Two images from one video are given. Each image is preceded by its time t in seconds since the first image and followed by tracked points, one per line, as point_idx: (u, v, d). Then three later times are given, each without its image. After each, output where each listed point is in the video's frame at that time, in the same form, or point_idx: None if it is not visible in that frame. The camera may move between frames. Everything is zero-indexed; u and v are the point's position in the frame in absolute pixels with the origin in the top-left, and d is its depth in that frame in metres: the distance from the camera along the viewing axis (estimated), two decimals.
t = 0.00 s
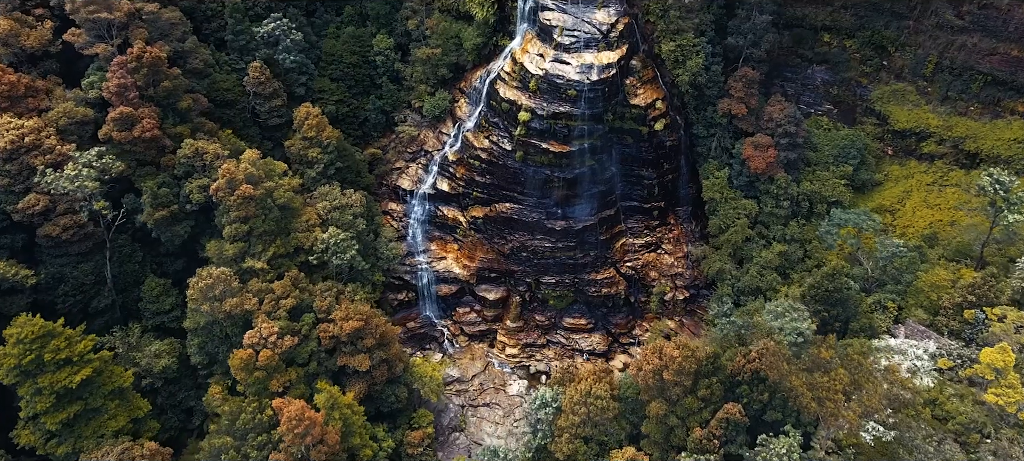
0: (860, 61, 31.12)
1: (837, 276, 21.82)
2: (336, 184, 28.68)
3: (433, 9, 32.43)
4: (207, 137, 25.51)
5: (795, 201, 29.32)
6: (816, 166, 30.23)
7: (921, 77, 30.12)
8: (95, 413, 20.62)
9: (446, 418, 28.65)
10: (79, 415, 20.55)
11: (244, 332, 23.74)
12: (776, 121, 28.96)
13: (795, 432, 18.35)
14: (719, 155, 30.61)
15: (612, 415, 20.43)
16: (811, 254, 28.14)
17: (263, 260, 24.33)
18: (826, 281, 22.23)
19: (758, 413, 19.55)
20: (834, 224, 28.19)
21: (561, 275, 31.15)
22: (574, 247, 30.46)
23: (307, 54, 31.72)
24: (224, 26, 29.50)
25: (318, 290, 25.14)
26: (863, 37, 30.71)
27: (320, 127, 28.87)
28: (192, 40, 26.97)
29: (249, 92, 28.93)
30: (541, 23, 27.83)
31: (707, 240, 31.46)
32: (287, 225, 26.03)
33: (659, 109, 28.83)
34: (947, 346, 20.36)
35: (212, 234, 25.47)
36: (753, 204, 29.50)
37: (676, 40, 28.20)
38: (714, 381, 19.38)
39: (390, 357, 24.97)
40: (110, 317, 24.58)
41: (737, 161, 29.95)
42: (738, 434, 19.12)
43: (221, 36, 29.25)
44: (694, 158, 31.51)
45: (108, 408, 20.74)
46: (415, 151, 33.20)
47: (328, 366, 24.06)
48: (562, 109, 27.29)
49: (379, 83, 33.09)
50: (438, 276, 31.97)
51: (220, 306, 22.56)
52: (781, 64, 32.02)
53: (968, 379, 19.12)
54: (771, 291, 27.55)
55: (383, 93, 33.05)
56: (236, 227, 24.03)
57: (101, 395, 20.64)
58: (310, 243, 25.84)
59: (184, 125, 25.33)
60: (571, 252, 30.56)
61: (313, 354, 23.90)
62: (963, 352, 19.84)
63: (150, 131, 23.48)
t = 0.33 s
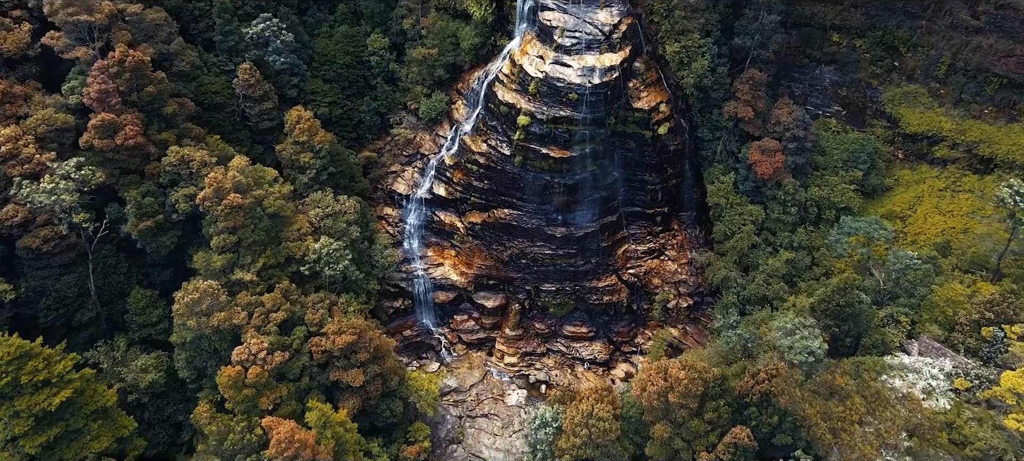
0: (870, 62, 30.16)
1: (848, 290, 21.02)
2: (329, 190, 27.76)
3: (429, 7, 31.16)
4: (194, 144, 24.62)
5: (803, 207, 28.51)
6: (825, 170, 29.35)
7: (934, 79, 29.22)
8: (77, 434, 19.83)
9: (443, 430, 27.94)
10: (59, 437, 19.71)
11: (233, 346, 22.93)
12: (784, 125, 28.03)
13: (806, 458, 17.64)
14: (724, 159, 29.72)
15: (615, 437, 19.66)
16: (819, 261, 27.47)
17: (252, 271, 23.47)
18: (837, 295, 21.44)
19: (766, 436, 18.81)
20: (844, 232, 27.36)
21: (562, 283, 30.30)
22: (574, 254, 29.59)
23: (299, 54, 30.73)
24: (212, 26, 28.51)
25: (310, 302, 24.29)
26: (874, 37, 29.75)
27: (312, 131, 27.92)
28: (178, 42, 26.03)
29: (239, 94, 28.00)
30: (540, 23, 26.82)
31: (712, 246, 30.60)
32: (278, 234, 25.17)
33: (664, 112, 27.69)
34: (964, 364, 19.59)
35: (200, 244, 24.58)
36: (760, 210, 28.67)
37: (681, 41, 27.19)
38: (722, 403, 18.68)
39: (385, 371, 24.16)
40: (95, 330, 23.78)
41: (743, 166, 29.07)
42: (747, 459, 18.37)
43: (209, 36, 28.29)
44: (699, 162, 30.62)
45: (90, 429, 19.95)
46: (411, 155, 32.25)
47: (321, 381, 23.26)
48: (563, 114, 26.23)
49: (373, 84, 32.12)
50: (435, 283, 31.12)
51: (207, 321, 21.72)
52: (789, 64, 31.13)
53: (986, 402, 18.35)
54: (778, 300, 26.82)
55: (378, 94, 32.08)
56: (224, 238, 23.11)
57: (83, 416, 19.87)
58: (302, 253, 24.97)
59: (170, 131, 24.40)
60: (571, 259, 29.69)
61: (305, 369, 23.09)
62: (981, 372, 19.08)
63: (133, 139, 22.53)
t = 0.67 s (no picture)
0: (882, 58, 29.23)
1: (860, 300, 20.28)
2: (323, 192, 26.87)
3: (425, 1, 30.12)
4: (180, 147, 23.68)
5: (812, 209, 27.70)
6: (834, 171, 28.47)
7: (948, 76, 28.35)
8: (60, 452, 19.12)
9: (442, 437, 27.09)
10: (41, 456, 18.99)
11: (223, 357, 22.19)
12: (793, 124, 27.12)
13: None
14: (730, 159, 28.81)
15: (618, 457, 18.99)
16: (827, 264, 26.87)
17: (242, 279, 22.62)
18: (849, 306, 20.71)
19: (776, 457, 18.14)
20: (854, 238, 26.68)
21: (562, 286, 29.51)
22: (575, 257, 28.75)
23: (291, 50, 29.71)
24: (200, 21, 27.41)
25: (302, 311, 23.46)
26: (887, 32, 28.77)
27: (305, 131, 26.95)
28: (163, 39, 24.95)
29: (228, 93, 27.01)
30: (541, 19, 25.72)
31: (717, 248, 29.81)
32: (269, 239, 24.34)
33: (668, 111, 26.77)
34: (980, 380, 18.96)
35: (188, 250, 23.73)
36: (767, 213, 27.82)
37: (687, 37, 26.12)
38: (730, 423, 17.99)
39: (381, 381, 23.41)
40: (81, 340, 23.01)
41: (750, 166, 28.17)
42: None
43: (196, 32, 27.17)
44: (704, 161, 29.70)
45: (74, 447, 19.24)
46: (407, 153, 31.30)
47: (314, 392, 22.49)
48: (564, 114, 25.23)
49: (368, 81, 31.09)
50: (432, 286, 30.32)
51: (195, 332, 20.96)
52: (798, 59, 30.01)
53: (1005, 421, 17.67)
54: (785, 306, 26.16)
55: (373, 91, 31.08)
56: (212, 245, 22.26)
57: (66, 433, 19.18)
58: (294, 259, 24.12)
59: (155, 134, 23.43)
60: (572, 262, 28.86)
61: (297, 380, 22.34)
62: (999, 389, 18.48)
63: (115, 143, 21.57)
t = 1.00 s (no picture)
0: (894, 55, 28.29)
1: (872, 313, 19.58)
2: (315, 197, 26.01)
3: None
4: (165, 152, 22.76)
5: (820, 213, 26.90)
6: (843, 173, 27.64)
7: (962, 74, 27.39)
8: None
9: (439, 447, 26.51)
10: None
11: (212, 371, 21.47)
12: (802, 126, 26.20)
13: None
14: (736, 161, 27.91)
15: None
16: (835, 270, 26.16)
17: (230, 291, 21.80)
18: (860, 320, 20.04)
19: None
20: (863, 244, 25.45)
21: (563, 292, 28.70)
22: (576, 263, 27.88)
23: (282, 47, 28.79)
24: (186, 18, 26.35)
25: (294, 322, 22.71)
26: (900, 28, 27.82)
27: (296, 133, 25.98)
28: (147, 39, 23.94)
29: (215, 93, 26.03)
30: (541, 16, 24.66)
31: (722, 253, 29.00)
32: (260, 247, 23.54)
33: (673, 113, 25.78)
34: (998, 399, 18.25)
35: (175, 259, 22.92)
36: (775, 217, 27.01)
37: (693, 35, 25.08)
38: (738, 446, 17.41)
39: (376, 394, 22.72)
40: (65, 352, 22.25)
41: (757, 169, 27.29)
42: None
43: (183, 29, 26.11)
44: (709, 163, 28.77)
45: None
46: (402, 154, 30.35)
47: (307, 406, 21.84)
48: (565, 116, 24.22)
49: (362, 79, 30.09)
50: (429, 292, 29.51)
51: (182, 347, 20.21)
52: (807, 56, 29.29)
53: None
54: (792, 314, 25.51)
55: (367, 89, 30.10)
56: (199, 256, 21.45)
57: (48, 454, 18.52)
58: (285, 268, 23.28)
59: (139, 138, 22.50)
60: (573, 267, 28.00)
61: (290, 394, 21.67)
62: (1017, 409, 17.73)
63: (97, 150, 20.65)
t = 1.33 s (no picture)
0: (906, 54, 27.40)
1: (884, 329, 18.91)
2: (308, 203, 25.16)
3: None
4: (150, 159, 21.90)
5: (829, 219, 26.09)
6: (853, 177, 26.83)
7: (978, 75, 26.44)
8: None
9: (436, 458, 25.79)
10: None
11: (200, 387, 20.75)
12: (812, 129, 25.29)
13: None
14: (742, 164, 27.02)
15: None
16: (843, 277, 25.40)
17: (218, 305, 21.01)
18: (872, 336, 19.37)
19: None
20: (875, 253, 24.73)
21: (564, 299, 27.91)
22: (577, 269, 27.04)
23: (273, 45, 27.86)
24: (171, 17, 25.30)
25: (286, 335, 21.96)
26: (913, 26, 26.99)
27: (287, 137, 25.04)
28: (130, 40, 22.92)
29: (203, 95, 25.11)
30: (541, 16, 23.67)
31: (726, 258, 28.25)
32: (250, 257, 22.75)
33: (678, 116, 24.77)
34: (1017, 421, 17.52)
35: (161, 270, 22.12)
36: (782, 222, 26.20)
37: (699, 35, 24.09)
38: None
39: (371, 410, 22.03)
40: (48, 366, 21.50)
41: (764, 173, 26.43)
42: None
43: (168, 29, 25.06)
44: (714, 166, 27.90)
45: None
46: (398, 156, 29.44)
47: (299, 422, 21.16)
48: (566, 121, 23.28)
49: (355, 79, 29.13)
50: (425, 298, 28.73)
51: (168, 365, 19.48)
52: (816, 55, 28.56)
53: None
54: (799, 323, 24.84)
55: (361, 89, 29.15)
56: (186, 268, 20.66)
57: None
58: (275, 278, 22.46)
59: (121, 145, 21.60)
60: (574, 274, 27.16)
61: (281, 411, 20.98)
62: None
63: (77, 159, 19.76)
